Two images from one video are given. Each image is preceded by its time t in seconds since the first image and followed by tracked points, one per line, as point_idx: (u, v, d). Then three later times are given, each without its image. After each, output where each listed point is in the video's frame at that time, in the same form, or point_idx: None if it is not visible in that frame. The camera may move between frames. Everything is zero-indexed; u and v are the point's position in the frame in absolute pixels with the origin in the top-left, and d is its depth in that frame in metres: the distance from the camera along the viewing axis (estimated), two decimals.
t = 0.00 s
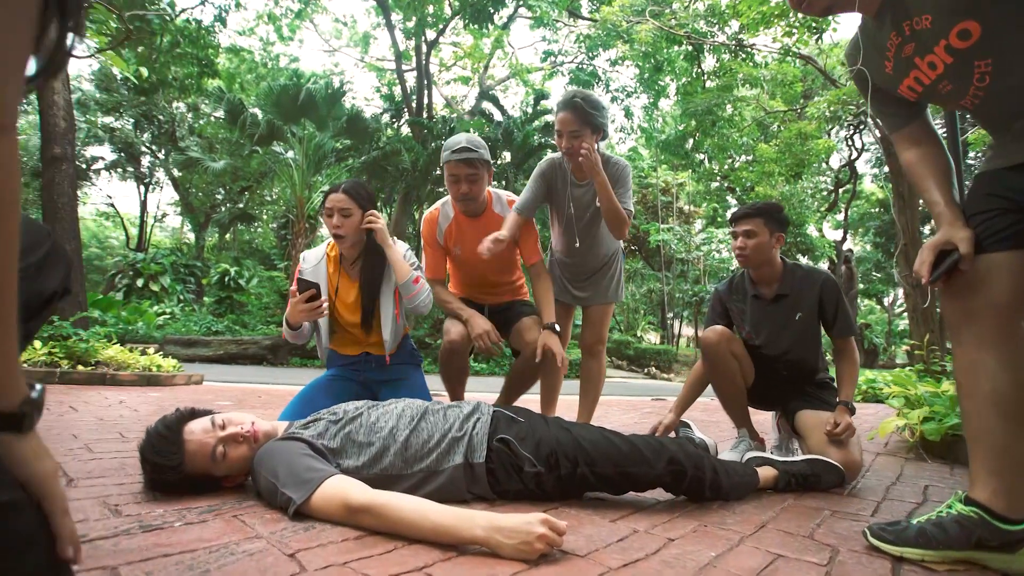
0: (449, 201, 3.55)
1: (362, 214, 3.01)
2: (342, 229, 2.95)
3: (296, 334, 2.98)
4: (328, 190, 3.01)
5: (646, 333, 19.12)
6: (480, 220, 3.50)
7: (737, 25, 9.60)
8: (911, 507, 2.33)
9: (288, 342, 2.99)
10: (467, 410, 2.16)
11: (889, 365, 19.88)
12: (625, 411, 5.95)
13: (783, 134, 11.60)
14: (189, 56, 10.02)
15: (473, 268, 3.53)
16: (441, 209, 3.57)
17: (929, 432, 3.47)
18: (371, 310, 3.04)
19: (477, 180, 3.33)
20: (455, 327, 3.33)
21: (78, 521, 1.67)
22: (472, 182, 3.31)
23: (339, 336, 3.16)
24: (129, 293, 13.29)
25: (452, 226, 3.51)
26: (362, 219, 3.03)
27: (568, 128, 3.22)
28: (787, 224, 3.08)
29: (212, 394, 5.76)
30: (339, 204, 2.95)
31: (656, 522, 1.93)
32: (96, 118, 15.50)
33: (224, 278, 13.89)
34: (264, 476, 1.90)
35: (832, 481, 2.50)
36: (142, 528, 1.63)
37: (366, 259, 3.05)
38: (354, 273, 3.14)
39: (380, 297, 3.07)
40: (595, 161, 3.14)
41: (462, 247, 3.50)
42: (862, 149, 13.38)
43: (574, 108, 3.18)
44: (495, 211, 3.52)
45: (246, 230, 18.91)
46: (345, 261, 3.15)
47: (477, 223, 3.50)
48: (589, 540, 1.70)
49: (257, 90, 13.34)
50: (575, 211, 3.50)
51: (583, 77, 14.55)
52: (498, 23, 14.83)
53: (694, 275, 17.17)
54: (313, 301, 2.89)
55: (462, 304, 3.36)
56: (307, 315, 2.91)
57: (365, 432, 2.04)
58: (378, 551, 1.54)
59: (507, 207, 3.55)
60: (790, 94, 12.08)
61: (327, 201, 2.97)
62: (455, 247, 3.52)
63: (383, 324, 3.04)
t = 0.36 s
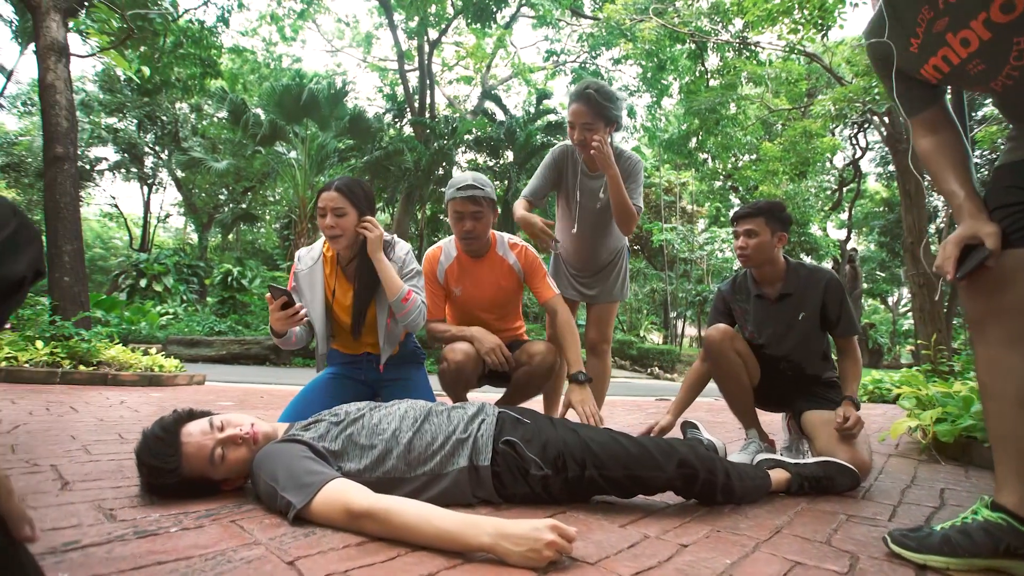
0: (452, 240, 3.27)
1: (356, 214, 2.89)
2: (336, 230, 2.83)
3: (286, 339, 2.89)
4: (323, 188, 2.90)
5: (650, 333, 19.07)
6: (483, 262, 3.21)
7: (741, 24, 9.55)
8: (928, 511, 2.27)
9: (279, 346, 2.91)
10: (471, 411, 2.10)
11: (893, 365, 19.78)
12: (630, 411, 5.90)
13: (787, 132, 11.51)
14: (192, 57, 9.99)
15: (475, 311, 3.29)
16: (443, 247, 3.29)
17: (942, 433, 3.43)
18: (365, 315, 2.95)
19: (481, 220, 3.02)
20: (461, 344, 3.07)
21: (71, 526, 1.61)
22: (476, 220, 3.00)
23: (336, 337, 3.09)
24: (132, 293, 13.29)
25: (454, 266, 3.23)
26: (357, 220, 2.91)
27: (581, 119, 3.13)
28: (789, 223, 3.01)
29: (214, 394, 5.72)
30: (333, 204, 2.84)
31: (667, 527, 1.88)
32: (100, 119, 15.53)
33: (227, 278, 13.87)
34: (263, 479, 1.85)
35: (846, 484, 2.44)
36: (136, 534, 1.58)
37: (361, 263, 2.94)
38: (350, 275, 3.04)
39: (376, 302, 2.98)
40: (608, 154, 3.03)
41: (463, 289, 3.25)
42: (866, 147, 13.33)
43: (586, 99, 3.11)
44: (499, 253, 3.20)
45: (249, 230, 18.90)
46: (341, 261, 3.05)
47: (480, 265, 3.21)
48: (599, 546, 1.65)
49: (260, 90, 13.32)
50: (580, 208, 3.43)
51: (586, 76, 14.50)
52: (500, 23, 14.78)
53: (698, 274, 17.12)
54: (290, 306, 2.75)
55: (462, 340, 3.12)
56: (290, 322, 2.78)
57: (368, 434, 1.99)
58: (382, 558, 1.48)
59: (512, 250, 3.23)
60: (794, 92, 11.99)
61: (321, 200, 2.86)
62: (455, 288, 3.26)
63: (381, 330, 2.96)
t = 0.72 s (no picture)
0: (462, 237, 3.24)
1: (356, 213, 2.84)
2: (337, 229, 2.79)
3: (285, 340, 2.83)
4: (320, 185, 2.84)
5: (651, 333, 19.04)
6: (490, 261, 3.17)
7: (743, 23, 9.48)
8: (939, 515, 2.22)
9: (278, 345, 2.86)
10: (473, 412, 2.06)
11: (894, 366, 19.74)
12: (631, 411, 5.86)
13: (789, 131, 11.45)
14: (192, 56, 9.94)
15: (480, 309, 3.24)
16: (453, 244, 3.26)
17: (950, 434, 3.39)
18: (365, 313, 2.91)
19: (479, 212, 2.99)
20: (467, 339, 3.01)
21: (62, 531, 1.57)
22: (473, 213, 2.97)
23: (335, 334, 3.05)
24: (132, 293, 13.24)
25: (461, 264, 3.21)
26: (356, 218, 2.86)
27: (585, 114, 3.11)
28: (790, 223, 2.95)
29: (213, 394, 5.67)
30: (333, 203, 2.79)
31: (674, 531, 1.83)
32: (100, 118, 15.48)
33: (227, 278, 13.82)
34: (260, 482, 1.80)
35: (855, 487, 2.38)
36: (130, 538, 1.53)
37: (361, 261, 2.90)
38: (349, 273, 3.00)
39: (377, 301, 2.95)
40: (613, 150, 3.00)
41: (470, 287, 3.22)
42: (867, 146, 13.27)
43: (590, 92, 3.07)
44: (507, 253, 3.16)
45: (249, 230, 18.87)
46: (339, 260, 3.01)
47: (487, 264, 3.17)
48: (605, 552, 1.60)
49: (260, 89, 13.27)
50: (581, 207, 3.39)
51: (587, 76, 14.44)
52: (501, 22, 14.72)
53: (699, 274, 17.08)
54: (286, 306, 2.69)
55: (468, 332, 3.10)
56: (288, 323, 2.73)
57: (367, 436, 1.94)
58: (382, 565, 1.44)
59: (521, 251, 3.17)
60: (796, 92, 11.92)
61: (320, 198, 2.80)
62: (462, 286, 3.23)
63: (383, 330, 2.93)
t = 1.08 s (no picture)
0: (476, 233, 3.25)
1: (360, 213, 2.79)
2: (341, 230, 2.74)
3: (291, 342, 2.78)
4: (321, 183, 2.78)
5: (650, 333, 19.00)
6: (502, 256, 3.15)
7: (744, 23, 9.44)
8: (948, 518, 2.19)
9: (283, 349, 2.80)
10: (474, 413, 2.02)
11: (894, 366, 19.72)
12: (632, 412, 5.82)
13: (789, 131, 11.41)
14: (191, 55, 9.89)
15: (485, 308, 3.18)
16: (466, 240, 3.26)
17: (956, 435, 3.36)
18: (368, 314, 2.88)
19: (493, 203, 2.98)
20: (459, 339, 3.02)
21: (52, 535, 1.52)
22: (488, 204, 2.97)
23: (336, 335, 3.01)
24: (132, 293, 13.18)
25: (473, 258, 3.18)
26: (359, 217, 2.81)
27: (577, 110, 3.08)
28: (803, 220, 2.89)
29: (211, 394, 5.63)
30: (336, 202, 2.73)
31: (680, 535, 1.79)
32: (99, 117, 15.42)
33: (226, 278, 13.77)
34: (256, 484, 1.76)
35: (862, 489, 2.34)
36: (122, 544, 1.49)
37: (364, 261, 2.85)
38: (350, 273, 2.96)
39: (379, 301, 2.91)
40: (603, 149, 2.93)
41: (480, 280, 3.16)
42: (868, 147, 13.23)
43: (581, 88, 3.04)
44: (519, 250, 3.14)
45: (248, 230, 18.85)
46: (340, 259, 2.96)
47: (498, 259, 3.15)
48: (610, 556, 1.57)
49: (260, 89, 13.22)
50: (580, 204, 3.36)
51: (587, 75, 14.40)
52: (501, 22, 14.68)
53: (699, 274, 17.06)
54: (299, 307, 2.65)
55: (462, 331, 3.06)
56: (297, 325, 2.69)
57: (367, 437, 1.90)
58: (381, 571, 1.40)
59: (534, 249, 3.16)
60: (797, 91, 11.89)
61: (323, 197, 2.74)
62: (471, 279, 3.17)
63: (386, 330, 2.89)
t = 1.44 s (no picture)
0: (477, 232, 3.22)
1: (365, 214, 2.75)
2: (346, 232, 2.69)
3: (297, 343, 2.75)
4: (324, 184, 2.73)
5: (651, 333, 18.97)
6: (503, 256, 3.12)
7: (745, 22, 9.39)
8: (958, 521, 2.15)
9: (287, 350, 2.78)
10: (476, 414, 1.98)
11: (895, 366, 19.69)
12: (633, 412, 5.79)
13: (790, 131, 11.37)
14: (191, 55, 9.86)
15: (484, 309, 3.15)
16: (468, 239, 3.24)
17: (962, 436, 3.31)
18: (371, 316, 2.86)
19: (495, 202, 2.95)
20: (455, 340, 2.98)
21: (42, 540, 1.48)
22: (490, 203, 2.94)
23: (337, 336, 2.98)
24: (132, 293, 13.15)
25: (474, 257, 3.16)
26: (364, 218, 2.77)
27: (562, 107, 3.10)
28: (811, 212, 2.84)
29: (210, 394, 5.60)
30: (340, 203, 2.68)
31: (686, 539, 1.76)
32: (99, 117, 15.38)
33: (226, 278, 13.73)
34: (254, 486, 1.72)
35: (868, 491, 2.30)
36: (116, 548, 1.46)
37: (368, 263, 2.82)
38: (353, 275, 2.93)
39: (382, 303, 2.88)
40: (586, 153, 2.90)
41: (480, 280, 3.13)
42: (869, 146, 13.19)
43: (565, 88, 3.05)
44: (521, 250, 3.11)
45: (248, 230, 18.81)
46: (343, 260, 2.92)
47: (499, 259, 3.12)
48: (616, 561, 1.54)
49: (261, 89, 13.19)
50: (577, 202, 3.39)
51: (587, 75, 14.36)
52: (501, 21, 14.64)
53: (699, 274, 17.03)
54: (306, 308, 2.63)
55: (460, 331, 3.04)
56: (304, 325, 2.66)
57: (366, 439, 1.87)
58: None
59: (536, 250, 3.12)
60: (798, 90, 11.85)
61: (327, 197, 2.69)
62: (472, 278, 3.14)
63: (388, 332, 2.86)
